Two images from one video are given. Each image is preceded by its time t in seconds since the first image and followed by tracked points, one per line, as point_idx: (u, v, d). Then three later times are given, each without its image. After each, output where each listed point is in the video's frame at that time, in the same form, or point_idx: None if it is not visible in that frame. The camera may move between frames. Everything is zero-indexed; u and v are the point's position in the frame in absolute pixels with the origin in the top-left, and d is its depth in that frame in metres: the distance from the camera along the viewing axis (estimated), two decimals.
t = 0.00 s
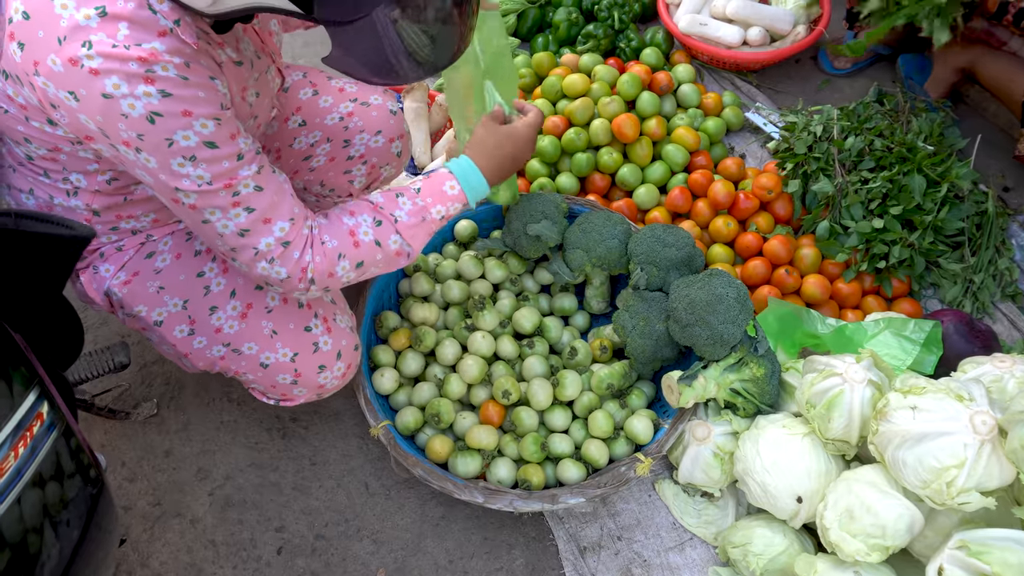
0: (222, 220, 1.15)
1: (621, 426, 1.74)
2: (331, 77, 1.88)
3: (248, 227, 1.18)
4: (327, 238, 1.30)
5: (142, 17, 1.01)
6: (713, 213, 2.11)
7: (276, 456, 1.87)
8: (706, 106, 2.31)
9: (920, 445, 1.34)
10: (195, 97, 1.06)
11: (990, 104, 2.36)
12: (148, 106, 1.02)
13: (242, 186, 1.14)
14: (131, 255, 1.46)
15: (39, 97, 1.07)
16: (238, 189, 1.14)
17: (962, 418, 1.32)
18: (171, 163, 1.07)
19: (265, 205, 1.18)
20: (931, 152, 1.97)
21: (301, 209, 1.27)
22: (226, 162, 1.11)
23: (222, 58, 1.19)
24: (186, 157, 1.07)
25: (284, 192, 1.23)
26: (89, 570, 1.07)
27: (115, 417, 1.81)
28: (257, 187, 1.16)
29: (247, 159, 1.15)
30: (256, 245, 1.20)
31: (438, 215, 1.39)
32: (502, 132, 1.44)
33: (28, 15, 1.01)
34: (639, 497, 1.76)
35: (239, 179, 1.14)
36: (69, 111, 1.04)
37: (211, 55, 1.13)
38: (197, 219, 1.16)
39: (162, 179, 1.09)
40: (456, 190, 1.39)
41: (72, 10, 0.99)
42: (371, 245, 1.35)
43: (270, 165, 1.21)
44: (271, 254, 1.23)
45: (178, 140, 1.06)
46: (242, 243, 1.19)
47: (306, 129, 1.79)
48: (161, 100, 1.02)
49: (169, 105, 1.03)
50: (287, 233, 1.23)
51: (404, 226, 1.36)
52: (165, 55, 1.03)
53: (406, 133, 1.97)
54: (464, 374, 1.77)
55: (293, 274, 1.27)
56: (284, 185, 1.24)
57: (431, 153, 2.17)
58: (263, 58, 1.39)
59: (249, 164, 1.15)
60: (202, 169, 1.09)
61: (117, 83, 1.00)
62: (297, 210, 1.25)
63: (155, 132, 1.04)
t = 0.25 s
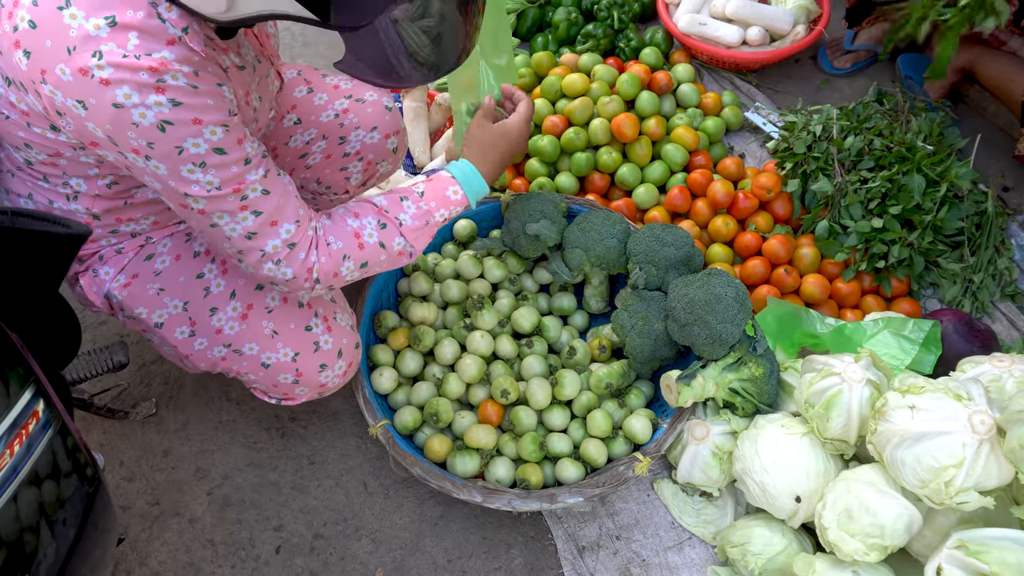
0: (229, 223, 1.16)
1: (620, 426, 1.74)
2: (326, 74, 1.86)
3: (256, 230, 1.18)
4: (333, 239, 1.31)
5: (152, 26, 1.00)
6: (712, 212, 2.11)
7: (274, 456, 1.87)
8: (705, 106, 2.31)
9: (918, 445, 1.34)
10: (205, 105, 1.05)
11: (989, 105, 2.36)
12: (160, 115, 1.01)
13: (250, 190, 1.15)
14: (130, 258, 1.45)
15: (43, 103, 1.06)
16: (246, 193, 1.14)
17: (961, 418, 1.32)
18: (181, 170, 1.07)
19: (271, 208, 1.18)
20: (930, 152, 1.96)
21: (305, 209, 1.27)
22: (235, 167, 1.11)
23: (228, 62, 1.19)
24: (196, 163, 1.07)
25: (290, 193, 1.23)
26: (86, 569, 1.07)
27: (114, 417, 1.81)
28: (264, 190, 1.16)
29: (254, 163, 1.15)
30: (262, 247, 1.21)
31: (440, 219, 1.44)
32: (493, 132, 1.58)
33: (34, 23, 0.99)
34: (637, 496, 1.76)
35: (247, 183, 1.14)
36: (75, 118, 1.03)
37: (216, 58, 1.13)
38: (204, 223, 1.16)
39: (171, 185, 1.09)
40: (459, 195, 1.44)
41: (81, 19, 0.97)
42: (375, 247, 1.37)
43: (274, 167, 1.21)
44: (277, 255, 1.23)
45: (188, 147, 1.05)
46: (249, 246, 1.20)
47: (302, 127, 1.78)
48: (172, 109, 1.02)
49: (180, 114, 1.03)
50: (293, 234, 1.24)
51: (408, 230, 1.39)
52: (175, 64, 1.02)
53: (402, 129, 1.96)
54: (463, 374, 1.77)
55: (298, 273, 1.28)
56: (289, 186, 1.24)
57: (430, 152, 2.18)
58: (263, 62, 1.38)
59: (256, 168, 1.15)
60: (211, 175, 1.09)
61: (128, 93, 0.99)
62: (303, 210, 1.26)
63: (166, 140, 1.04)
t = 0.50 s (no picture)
0: (235, 222, 1.16)
1: (621, 425, 1.74)
2: (325, 72, 1.85)
3: (261, 229, 1.19)
4: (339, 241, 1.32)
5: (162, 25, 1.00)
6: (713, 212, 2.12)
7: (275, 455, 1.87)
8: (706, 105, 2.31)
9: (919, 444, 1.34)
10: (215, 104, 1.06)
11: (990, 104, 2.36)
12: (171, 114, 1.02)
13: (257, 190, 1.15)
14: (132, 256, 1.46)
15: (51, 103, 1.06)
16: (253, 192, 1.14)
17: (962, 417, 1.32)
18: (190, 168, 1.07)
19: (276, 208, 1.19)
20: (931, 152, 1.96)
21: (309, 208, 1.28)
22: (243, 166, 1.11)
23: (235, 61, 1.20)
24: (205, 162, 1.08)
25: (294, 192, 1.23)
26: (87, 567, 1.07)
27: (115, 415, 1.82)
28: (270, 190, 1.17)
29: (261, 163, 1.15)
30: (266, 246, 1.21)
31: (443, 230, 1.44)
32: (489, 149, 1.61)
33: (43, 23, 0.98)
34: (638, 496, 1.76)
35: (254, 183, 1.14)
36: (83, 117, 1.02)
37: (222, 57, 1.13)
38: (211, 222, 1.16)
39: (179, 184, 1.09)
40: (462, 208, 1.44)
41: (91, 19, 0.98)
42: (380, 252, 1.37)
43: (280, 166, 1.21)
44: (282, 255, 1.24)
45: (198, 146, 1.06)
46: (253, 245, 1.20)
47: (302, 125, 1.78)
48: (183, 109, 1.02)
49: (191, 113, 1.03)
50: (296, 235, 1.24)
51: (413, 238, 1.40)
52: (186, 64, 1.02)
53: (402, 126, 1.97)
54: (464, 373, 1.77)
55: (301, 273, 1.28)
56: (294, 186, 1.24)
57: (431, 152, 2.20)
58: (265, 59, 1.38)
59: (263, 168, 1.15)
60: (220, 174, 1.10)
61: (140, 92, 0.99)
62: (305, 211, 1.26)
63: (176, 139, 1.04)
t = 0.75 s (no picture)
0: (246, 219, 1.16)
1: (621, 425, 1.74)
2: (322, 66, 1.86)
3: (271, 225, 1.19)
4: (353, 238, 1.32)
5: (176, 27, 1.00)
6: (713, 212, 2.12)
7: (276, 454, 1.87)
8: (706, 106, 2.31)
9: (919, 444, 1.34)
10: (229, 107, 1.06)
11: (990, 105, 2.36)
12: (187, 117, 1.02)
13: (268, 189, 1.15)
14: (136, 255, 1.46)
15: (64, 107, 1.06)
16: (264, 191, 1.14)
17: (962, 417, 1.32)
18: (204, 169, 1.08)
19: (286, 205, 1.19)
20: (931, 152, 1.96)
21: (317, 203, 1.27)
22: (254, 166, 1.11)
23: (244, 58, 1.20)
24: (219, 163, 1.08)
25: (302, 186, 1.23)
26: (88, 566, 1.07)
27: (117, 415, 1.82)
28: (280, 189, 1.17)
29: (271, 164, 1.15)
30: (277, 240, 1.21)
31: (449, 246, 1.43)
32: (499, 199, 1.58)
33: (55, 27, 0.99)
34: (638, 495, 1.77)
35: (265, 182, 1.14)
36: (97, 119, 1.03)
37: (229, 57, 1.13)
38: (222, 219, 1.16)
39: (192, 184, 1.10)
40: (469, 230, 1.45)
41: (106, 24, 0.98)
42: (388, 254, 1.36)
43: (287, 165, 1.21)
44: (291, 249, 1.23)
45: (213, 148, 1.06)
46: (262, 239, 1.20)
47: (301, 120, 1.79)
48: (198, 112, 1.03)
49: (206, 116, 1.03)
50: (306, 229, 1.23)
51: (423, 246, 1.40)
52: (200, 68, 1.02)
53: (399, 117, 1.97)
54: (464, 373, 1.78)
55: (311, 265, 1.27)
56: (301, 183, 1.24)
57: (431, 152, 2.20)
58: (269, 55, 1.37)
59: (274, 168, 1.15)
60: (232, 174, 1.10)
61: (156, 96, 1.00)
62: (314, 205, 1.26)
63: (192, 141, 1.04)
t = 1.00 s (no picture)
0: (270, 211, 1.16)
1: (621, 425, 1.73)
2: (318, 65, 1.85)
3: (295, 215, 1.18)
4: (382, 228, 1.34)
5: (189, 33, 0.99)
6: (714, 212, 2.11)
7: (275, 455, 1.86)
8: (707, 105, 2.31)
9: (921, 445, 1.33)
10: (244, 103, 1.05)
11: (992, 104, 2.35)
12: (205, 118, 1.02)
13: (288, 178, 1.15)
14: (133, 258, 1.46)
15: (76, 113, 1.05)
16: (286, 180, 1.15)
17: (965, 417, 1.31)
18: (226, 167, 1.08)
19: (308, 192, 1.18)
20: (933, 151, 1.95)
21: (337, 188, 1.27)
22: (273, 159, 1.11)
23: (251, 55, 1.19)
24: (240, 159, 1.08)
25: (320, 176, 1.23)
26: (86, 568, 1.07)
27: (116, 416, 1.81)
28: (299, 177, 1.17)
29: (287, 157, 1.15)
30: (304, 228, 1.21)
31: (461, 258, 1.48)
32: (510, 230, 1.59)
33: (67, 36, 0.98)
34: (639, 496, 1.76)
35: (286, 173, 1.14)
36: (113, 125, 1.03)
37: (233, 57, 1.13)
38: (246, 214, 1.16)
39: (214, 181, 1.09)
40: (477, 249, 1.51)
41: (121, 33, 0.97)
42: (411, 253, 1.38)
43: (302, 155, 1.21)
44: (318, 236, 1.23)
45: (234, 146, 1.06)
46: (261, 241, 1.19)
47: (297, 120, 1.78)
48: (216, 112, 1.02)
49: (224, 116, 1.03)
50: (329, 215, 1.23)
51: (441, 251, 1.43)
52: (214, 69, 1.01)
53: (395, 117, 1.96)
54: (464, 373, 1.77)
55: (339, 251, 1.27)
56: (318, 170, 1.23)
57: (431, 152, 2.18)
58: (269, 57, 1.37)
59: (292, 158, 1.16)
60: (255, 169, 1.10)
61: (175, 101, 0.99)
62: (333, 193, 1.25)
63: (213, 141, 1.04)
